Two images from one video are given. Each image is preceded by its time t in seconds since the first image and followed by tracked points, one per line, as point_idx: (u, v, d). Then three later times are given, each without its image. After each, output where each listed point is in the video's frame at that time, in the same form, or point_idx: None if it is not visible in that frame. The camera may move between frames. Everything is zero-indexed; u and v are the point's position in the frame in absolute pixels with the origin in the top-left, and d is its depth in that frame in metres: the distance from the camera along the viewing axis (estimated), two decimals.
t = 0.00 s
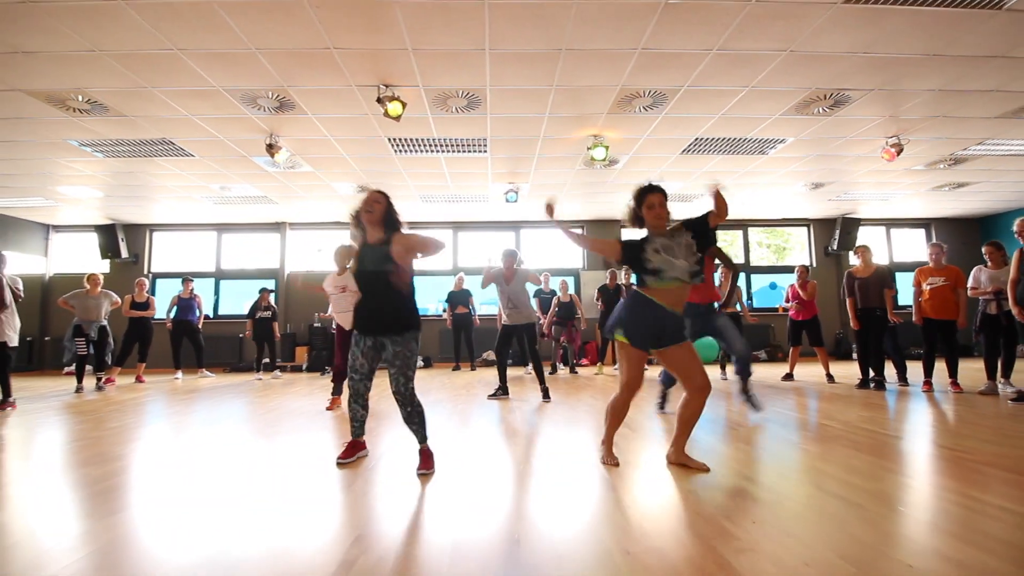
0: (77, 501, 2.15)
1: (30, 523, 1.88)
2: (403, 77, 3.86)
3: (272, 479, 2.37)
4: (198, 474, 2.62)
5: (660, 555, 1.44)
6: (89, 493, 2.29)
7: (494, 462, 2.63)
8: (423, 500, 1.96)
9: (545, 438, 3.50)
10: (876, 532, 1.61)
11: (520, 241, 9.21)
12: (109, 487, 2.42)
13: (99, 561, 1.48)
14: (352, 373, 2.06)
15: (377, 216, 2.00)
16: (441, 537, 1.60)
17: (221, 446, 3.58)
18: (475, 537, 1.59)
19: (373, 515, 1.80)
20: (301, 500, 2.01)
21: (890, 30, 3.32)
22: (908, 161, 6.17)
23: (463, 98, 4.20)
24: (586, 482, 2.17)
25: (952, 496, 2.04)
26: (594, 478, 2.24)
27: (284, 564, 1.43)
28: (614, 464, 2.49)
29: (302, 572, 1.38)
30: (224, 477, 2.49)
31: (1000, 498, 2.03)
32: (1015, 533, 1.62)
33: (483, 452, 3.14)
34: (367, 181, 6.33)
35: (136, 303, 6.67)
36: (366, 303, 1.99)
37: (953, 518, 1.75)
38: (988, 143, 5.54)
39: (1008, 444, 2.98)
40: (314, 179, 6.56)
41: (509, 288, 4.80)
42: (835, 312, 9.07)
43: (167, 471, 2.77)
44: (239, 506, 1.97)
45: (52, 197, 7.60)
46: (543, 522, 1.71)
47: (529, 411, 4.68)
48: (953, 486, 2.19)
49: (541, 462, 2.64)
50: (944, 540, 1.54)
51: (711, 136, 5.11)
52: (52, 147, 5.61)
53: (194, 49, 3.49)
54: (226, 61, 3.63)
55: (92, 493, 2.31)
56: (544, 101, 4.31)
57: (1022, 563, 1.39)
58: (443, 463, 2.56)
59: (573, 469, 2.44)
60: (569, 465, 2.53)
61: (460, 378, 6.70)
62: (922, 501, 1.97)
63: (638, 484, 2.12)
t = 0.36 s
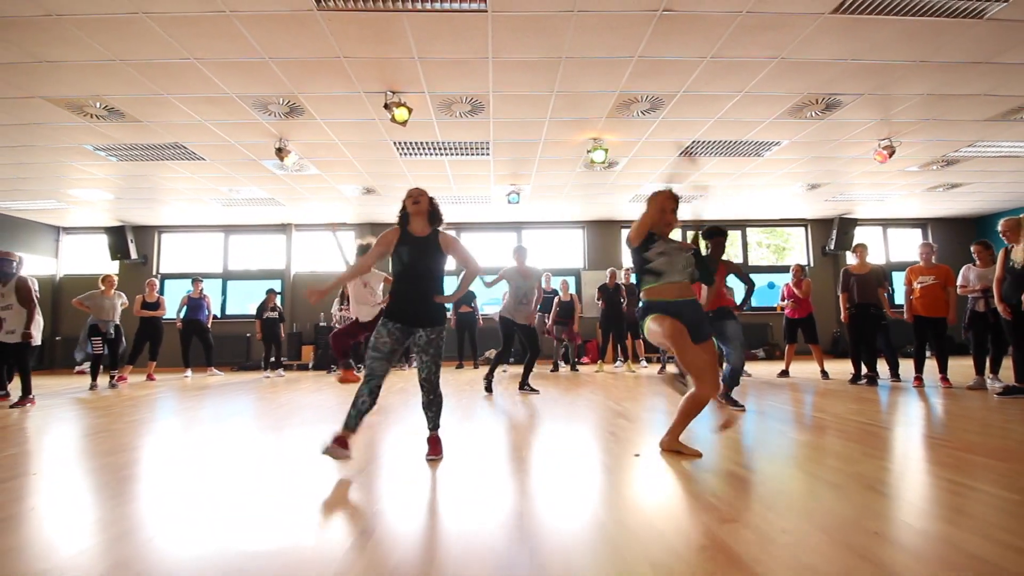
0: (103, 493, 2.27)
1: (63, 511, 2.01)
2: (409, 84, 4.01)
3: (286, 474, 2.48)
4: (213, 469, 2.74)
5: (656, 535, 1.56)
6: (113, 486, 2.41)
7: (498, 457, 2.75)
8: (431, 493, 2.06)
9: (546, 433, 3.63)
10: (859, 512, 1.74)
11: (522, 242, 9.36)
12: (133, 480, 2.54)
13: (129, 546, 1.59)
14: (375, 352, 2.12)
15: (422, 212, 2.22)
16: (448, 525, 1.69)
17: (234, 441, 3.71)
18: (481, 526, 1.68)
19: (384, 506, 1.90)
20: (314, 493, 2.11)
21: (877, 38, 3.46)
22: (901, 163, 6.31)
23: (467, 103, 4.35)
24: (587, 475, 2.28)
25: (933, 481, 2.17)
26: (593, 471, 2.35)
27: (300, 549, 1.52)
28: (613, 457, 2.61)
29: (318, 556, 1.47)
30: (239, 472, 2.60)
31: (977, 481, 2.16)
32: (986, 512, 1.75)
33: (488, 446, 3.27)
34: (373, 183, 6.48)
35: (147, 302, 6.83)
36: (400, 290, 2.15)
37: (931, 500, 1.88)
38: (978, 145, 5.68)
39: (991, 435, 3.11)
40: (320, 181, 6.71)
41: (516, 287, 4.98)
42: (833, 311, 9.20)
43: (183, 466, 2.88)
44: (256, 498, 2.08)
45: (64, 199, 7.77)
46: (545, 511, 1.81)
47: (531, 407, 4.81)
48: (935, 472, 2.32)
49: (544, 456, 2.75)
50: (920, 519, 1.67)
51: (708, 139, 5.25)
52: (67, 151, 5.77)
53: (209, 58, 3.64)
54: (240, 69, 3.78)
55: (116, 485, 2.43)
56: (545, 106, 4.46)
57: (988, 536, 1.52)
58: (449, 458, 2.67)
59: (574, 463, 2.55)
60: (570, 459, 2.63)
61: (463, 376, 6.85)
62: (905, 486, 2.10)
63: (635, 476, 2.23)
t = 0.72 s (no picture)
0: (114, 487, 2.33)
1: (80, 501, 2.08)
2: (410, 86, 4.09)
3: (293, 469, 2.54)
4: (222, 464, 2.80)
5: (651, 521, 1.62)
6: (125, 480, 2.48)
7: (500, 452, 2.80)
8: (433, 486, 2.10)
9: (545, 428, 3.70)
10: (846, 497, 1.80)
11: (523, 241, 9.45)
12: (144, 473, 2.61)
13: (144, 537, 1.65)
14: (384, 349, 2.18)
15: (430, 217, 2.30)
16: (451, 517, 1.74)
17: (241, 436, 3.80)
18: (483, 517, 1.73)
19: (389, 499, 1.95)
20: (321, 487, 2.17)
21: (867, 39, 3.54)
22: (896, 161, 6.39)
23: (467, 104, 4.44)
24: (587, 469, 2.33)
25: (919, 469, 2.24)
26: (593, 465, 2.40)
27: (307, 539, 1.58)
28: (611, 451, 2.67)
29: (325, 546, 1.52)
30: (247, 467, 2.66)
31: (962, 469, 2.24)
32: (968, 496, 1.83)
33: (489, 440, 3.35)
34: (374, 182, 6.57)
35: (153, 301, 6.93)
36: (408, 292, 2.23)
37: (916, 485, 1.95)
38: (972, 143, 5.75)
39: (979, 425, 3.19)
40: (323, 181, 6.81)
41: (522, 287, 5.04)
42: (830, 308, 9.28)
43: (192, 461, 2.95)
44: (264, 492, 2.13)
45: (70, 199, 7.87)
46: (546, 503, 1.86)
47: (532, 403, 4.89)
48: (922, 460, 2.40)
49: (545, 451, 2.81)
50: (904, 503, 1.74)
51: (704, 138, 5.33)
52: (74, 152, 5.86)
53: (216, 61, 3.73)
54: (246, 72, 3.88)
55: (128, 478, 2.50)
56: (543, 106, 4.54)
57: (966, 517, 1.60)
58: (451, 452, 2.72)
59: (574, 457, 2.60)
60: (571, 454, 2.69)
61: (465, 372, 6.93)
62: (893, 473, 2.17)
63: (634, 468, 2.28)
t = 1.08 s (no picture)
0: (117, 479, 2.38)
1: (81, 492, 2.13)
2: (406, 83, 4.14)
3: (293, 462, 2.58)
4: (223, 457, 2.85)
5: (637, 509, 1.66)
6: (127, 472, 2.53)
7: (496, 446, 2.84)
8: (429, 478, 2.14)
9: (540, 421, 3.74)
10: (827, 485, 1.85)
11: (521, 237, 9.49)
12: (145, 465, 2.66)
13: (145, 527, 1.69)
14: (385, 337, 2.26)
15: (424, 204, 2.33)
16: (444, 508, 1.77)
17: (241, 430, 3.85)
18: (478, 506, 1.78)
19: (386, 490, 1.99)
20: (319, 479, 2.21)
21: (857, 36, 3.57)
22: (891, 156, 6.41)
23: (462, 101, 4.49)
24: (582, 461, 2.37)
25: (902, 458, 2.28)
26: (587, 457, 2.44)
27: (304, 529, 1.62)
28: (604, 443, 2.72)
29: (321, 535, 1.56)
30: (249, 460, 2.71)
31: (945, 458, 2.28)
32: (945, 483, 1.87)
33: (484, 433, 3.40)
34: (372, 178, 6.61)
35: (153, 297, 6.99)
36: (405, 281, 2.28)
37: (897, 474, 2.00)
38: (966, 139, 5.78)
39: (966, 417, 3.24)
40: (321, 178, 6.85)
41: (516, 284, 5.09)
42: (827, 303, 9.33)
43: (194, 454, 3.00)
44: (264, 484, 2.18)
45: (70, 197, 7.93)
46: (539, 493, 1.89)
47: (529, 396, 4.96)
48: (907, 450, 2.44)
49: (539, 444, 2.85)
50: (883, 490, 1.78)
51: (698, 134, 5.37)
52: (74, 149, 5.91)
53: (212, 59, 3.77)
54: (243, 70, 3.92)
55: (130, 469, 2.55)
56: (538, 103, 4.58)
57: (941, 503, 1.64)
58: (448, 446, 2.76)
59: (568, 451, 2.64)
60: (566, 448, 2.73)
61: (462, 367, 7.00)
62: (876, 463, 2.21)
63: (626, 459, 2.32)
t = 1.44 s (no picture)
0: (95, 480, 2.31)
1: (55, 496, 2.07)
2: (396, 79, 4.09)
3: (277, 462, 2.52)
4: (208, 457, 2.78)
5: (622, 514, 1.59)
6: (107, 473, 2.46)
7: (485, 446, 2.76)
8: (414, 481, 2.07)
9: (533, 420, 3.68)
10: (819, 485, 1.80)
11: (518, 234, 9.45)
12: (125, 466, 2.60)
13: (114, 530, 1.62)
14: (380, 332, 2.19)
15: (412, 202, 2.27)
16: (425, 512, 1.69)
17: (229, 429, 3.79)
18: (465, 506, 1.73)
19: (365, 492, 1.92)
20: (300, 481, 2.14)
21: (851, 28, 3.51)
22: (889, 152, 6.36)
23: (454, 97, 4.44)
24: (573, 461, 2.30)
25: (896, 455, 2.23)
26: (577, 458, 2.36)
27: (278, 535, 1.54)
28: (596, 443, 2.66)
29: (295, 538, 1.51)
30: (232, 460, 2.64)
31: (939, 453, 2.23)
32: (940, 481, 1.82)
33: (474, 432, 3.35)
34: (365, 175, 6.56)
35: (147, 294, 6.96)
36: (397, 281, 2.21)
37: (891, 471, 1.95)
38: (964, 133, 5.73)
39: (962, 414, 3.19)
40: (314, 174, 6.81)
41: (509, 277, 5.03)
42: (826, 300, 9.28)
43: (178, 454, 2.92)
44: (243, 486, 2.10)
45: (64, 194, 7.89)
46: (527, 497, 1.82)
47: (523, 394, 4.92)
48: (901, 446, 2.39)
49: (530, 444, 2.78)
50: (875, 490, 1.73)
51: (694, 129, 5.32)
52: (65, 147, 5.87)
53: (199, 54, 3.72)
54: (230, 65, 3.87)
55: (111, 469, 2.50)
56: (530, 98, 4.53)
57: (933, 503, 1.59)
58: (436, 445, 2.69)
59: (558, 450, 2.57)
60: (557, 447, 2.66)
61: (458, 365, 6.96)
62: (868, 459, 2.16)
63: (618, 460, 2.25)
